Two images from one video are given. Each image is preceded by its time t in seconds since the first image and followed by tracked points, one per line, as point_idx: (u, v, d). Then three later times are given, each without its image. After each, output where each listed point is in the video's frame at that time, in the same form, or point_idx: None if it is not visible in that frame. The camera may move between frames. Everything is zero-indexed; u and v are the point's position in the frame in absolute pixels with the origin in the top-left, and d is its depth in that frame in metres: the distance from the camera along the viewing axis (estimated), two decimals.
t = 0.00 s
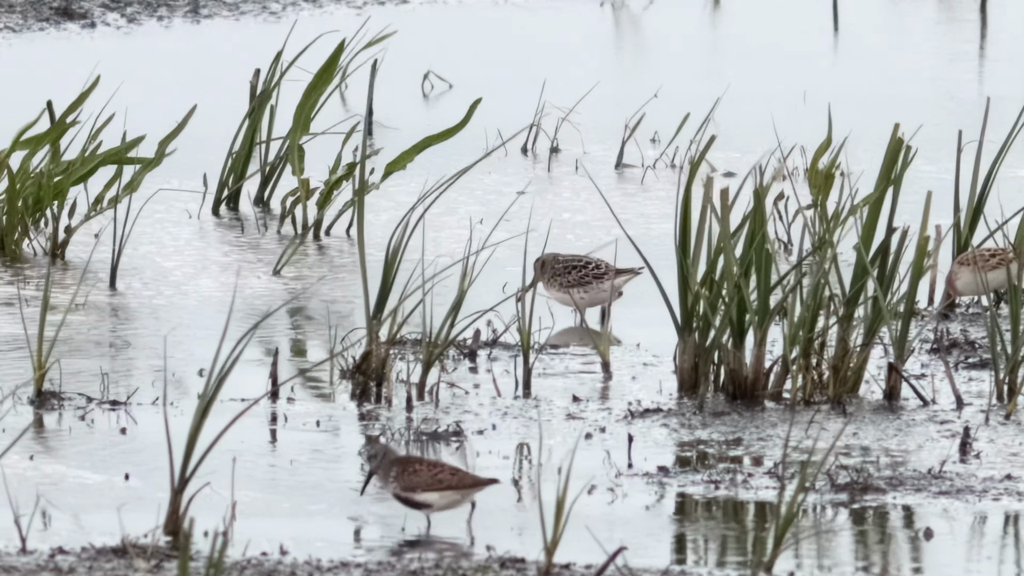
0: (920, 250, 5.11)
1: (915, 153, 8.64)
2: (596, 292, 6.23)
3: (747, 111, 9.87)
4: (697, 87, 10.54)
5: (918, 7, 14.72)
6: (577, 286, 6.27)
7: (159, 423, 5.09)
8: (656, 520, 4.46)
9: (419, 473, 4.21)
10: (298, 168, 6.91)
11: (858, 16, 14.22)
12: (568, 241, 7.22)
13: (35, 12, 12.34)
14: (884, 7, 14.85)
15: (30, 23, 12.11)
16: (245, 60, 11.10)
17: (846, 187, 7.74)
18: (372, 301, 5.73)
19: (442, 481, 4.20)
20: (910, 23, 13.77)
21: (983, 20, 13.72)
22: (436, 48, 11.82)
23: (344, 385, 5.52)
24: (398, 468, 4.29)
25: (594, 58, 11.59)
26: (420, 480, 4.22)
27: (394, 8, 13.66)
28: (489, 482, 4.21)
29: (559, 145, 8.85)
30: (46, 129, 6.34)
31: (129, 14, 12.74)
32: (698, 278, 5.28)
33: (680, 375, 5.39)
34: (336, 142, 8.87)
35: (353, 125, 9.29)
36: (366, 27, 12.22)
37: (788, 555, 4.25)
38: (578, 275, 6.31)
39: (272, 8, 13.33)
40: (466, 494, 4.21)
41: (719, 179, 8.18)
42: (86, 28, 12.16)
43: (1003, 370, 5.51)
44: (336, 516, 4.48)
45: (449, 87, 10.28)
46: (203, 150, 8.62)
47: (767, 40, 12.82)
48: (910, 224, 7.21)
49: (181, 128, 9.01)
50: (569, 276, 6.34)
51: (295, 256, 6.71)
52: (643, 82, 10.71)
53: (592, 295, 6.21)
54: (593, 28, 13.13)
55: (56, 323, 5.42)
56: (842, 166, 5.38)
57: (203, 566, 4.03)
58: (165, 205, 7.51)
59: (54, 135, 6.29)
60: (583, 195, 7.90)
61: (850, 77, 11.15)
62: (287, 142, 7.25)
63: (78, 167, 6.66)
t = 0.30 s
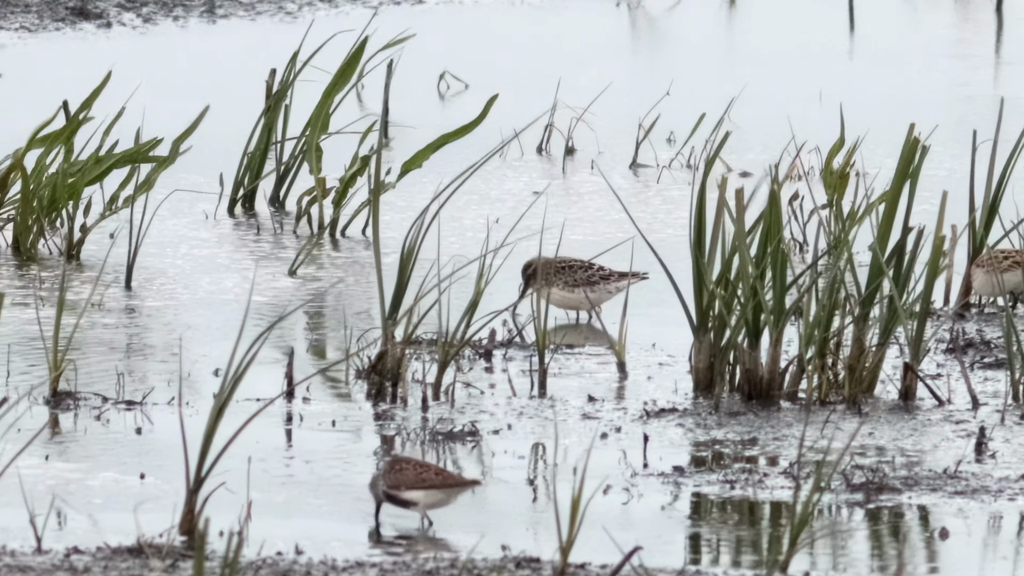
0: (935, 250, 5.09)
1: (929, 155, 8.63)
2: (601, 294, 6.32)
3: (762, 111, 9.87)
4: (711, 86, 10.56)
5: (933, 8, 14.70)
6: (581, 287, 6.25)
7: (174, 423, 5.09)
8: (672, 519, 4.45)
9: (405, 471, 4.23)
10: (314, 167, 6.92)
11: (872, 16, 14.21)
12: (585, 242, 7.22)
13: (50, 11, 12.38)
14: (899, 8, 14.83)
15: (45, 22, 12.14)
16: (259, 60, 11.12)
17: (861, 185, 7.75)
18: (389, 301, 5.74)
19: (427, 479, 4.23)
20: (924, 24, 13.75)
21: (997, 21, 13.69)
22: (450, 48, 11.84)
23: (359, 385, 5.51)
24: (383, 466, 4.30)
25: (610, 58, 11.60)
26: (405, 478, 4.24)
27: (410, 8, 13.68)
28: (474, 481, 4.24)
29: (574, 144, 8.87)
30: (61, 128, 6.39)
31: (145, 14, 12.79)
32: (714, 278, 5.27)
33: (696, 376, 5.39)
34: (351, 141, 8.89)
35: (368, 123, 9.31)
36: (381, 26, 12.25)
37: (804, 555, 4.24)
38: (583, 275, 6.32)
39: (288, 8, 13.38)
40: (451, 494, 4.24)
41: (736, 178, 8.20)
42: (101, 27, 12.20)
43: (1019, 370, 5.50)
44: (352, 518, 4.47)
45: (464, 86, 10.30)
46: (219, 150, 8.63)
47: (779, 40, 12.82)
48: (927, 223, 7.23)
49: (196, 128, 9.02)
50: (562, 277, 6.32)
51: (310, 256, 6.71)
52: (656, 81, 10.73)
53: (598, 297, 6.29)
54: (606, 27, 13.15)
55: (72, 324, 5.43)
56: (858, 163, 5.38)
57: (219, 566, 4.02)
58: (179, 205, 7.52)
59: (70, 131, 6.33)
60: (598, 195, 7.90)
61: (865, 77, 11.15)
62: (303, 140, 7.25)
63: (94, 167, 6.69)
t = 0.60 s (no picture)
0: (951, 250, 5.09)
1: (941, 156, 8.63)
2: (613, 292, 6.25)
3: (776, 113, 9.87)
4: (724, 87, 10.59)
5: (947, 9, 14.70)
6: (598, 286, 6.22)
7: (189, 424, 5.09)
8: (687, 519, 4.44)
9: (409, 471, 4.28)
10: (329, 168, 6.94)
11: (885, 17, 14.21)
12: (601, 242, 7.22)
13: (66, 12, 12.44)
14: (914, 9, 14.81)
15: (60, 23, 12.18)
16: (272, 61, 11.14)
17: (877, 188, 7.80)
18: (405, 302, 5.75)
19: (430, 477, 4.26)
20: (941, 25, 13.73)
21: (1013, 22, 13.65)
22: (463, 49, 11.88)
23: (374, 386, 5.51)
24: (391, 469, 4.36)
25: (622, 58, 11.63)
26: (410, 478, 4.29)
27: (425, 8, 13.72)
28: (476, 478, 4.24)
29: (589, 145, 8.91)
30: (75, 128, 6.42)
31: (160, 15, 12.84)
32: (730, 278, 5.28)
33: (712, 376, 5.40)
34: (364, 142, 8.91)
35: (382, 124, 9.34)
36: (395, 28, 12.29)
37: (819, 555, 4.23)
38: (595, 275, 6.29)
39: (303, 9, 13.44)
40: (454, 491, 4.25)
41: (750, 179, 8.22)
42: (115, 28, 12.24)
43: None
44: (368, 518, 4.46)
45: (479, 87, 10.33)
46: (234, 151, 8.65)
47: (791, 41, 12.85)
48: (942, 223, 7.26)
49: (211, 129, 9.06)
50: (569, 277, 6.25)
51: (325, 257, 6.72)
52: (668, 82, 10.75)
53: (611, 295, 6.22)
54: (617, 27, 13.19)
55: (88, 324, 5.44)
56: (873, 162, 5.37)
57: (235, 565, 4.01)
58: (193, 207, 7.53)
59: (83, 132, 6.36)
60: (611, 197, 7.92)
61: (879, 78, 11.16)
62: (317, 141, 7.26)
63: (110, 166, 6.74)
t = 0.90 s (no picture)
0: (966, 251, 5.08)
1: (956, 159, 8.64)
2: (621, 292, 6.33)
3: (790, 114, 9.88)
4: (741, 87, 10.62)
5: (962, 10, 14.68)
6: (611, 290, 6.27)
7: (206, 424, 5.09)
8: (703, 519, 4.44)
9: (408, 470, 4.32)
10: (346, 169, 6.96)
11: (900, 18, 14.20)
12: (617, 243, 7.23)
13: (82, 12, 12.44)
14: (929, 10, 14.80)
15: (76, 23, 12.18)
16: (289, 61, 11.15)
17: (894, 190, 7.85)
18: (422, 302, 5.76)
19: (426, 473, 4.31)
20: (955, 26, 13.71)
21: None
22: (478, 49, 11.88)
23: (391, 386, 5.52)
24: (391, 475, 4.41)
25: (638, 58, 11.63)
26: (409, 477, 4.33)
27: (441, 8, 13.74)
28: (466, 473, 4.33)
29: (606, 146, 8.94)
30: (94, 129, 6.46)
31: (177, 14, 12.84)
32: (746, 279, 5.28)
33: (728, 376, 5.41)
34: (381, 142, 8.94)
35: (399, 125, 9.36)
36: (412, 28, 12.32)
37: (836, 555, 4.22)
38: (602, 277, 6.30)
39: (321, 9, 13.45)
40: (448, 487, 4.34)
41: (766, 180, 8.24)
42: (131, 28, 12.24)
43: None
44: (384, 518, 4.45)
45: (496, 87, 10.36)
46: (251, 151, 8.68)
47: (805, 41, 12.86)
48: (958, 224, 7.28)
49: (230, 129, 9.08)
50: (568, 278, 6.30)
51: (342, 258, 6.74)
52: (683, 82, 10.76)
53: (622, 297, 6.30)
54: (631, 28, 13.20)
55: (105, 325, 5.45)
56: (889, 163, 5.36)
57: (252, 566, 4.00)
58: (208, 207, 7.54)
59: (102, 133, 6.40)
60: (626, 198, 7.93)
61: (894, 78, 11.16)
62: (332, 141, 7.27)
63: (128, 166, 6.78)
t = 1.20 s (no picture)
0: (983, 252, 5.08)
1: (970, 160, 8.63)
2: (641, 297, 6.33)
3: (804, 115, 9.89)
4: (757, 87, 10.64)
5: (979, 11, 14.65)
6: (626, 291, 6.29)
7: (222, 425, 5.09)
8: (718, 519, 4.42)
9: (413, 473, 4.25)
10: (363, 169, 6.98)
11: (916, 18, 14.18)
12: (632, 245, 7.22)
13: (98, 13, 12.44)
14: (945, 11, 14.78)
15: (93, 24, 12.18)
16: (305, 62, 11.16)
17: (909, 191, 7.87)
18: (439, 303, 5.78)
19: (427, 482, 4.22)
20: (972, 27, 13.70)
21: None
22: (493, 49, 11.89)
23: (408, 386, 5.53)
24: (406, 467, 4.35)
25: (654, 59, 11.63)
26: (415, 479, 4.27)
27: (457, 9, 13.74)
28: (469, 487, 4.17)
29: (623, 146, 8.97)
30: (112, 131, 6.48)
31: (194, 15, 12.82)
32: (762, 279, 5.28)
33: (745, 376, 5.41)
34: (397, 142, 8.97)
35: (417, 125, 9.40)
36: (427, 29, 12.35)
37: (852, 556, 4.20)
38: (625, 281, 6.35)
39: (338, 10, 13.45)
40: (450, 497, 4.20)
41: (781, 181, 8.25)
42: (147, 28, 12.24)
43: None
44: (400, 518, 4.44)
45: (513, 87, 10.39)
46: (269, 153, 8.69)
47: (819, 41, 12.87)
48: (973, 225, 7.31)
49: (249, 131, 9.10)
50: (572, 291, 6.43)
51: (358, 259, 6.74)
52: (698, 82, 10.77)
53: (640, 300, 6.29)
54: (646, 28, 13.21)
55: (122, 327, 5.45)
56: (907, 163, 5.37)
57: (268, 566, 3.99)
58: (224, 210, 7.53)
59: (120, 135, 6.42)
60: (641, 199, 7.93)
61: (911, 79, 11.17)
62: (348, 142, 7.29)
63: (145, 166, 6.82)
